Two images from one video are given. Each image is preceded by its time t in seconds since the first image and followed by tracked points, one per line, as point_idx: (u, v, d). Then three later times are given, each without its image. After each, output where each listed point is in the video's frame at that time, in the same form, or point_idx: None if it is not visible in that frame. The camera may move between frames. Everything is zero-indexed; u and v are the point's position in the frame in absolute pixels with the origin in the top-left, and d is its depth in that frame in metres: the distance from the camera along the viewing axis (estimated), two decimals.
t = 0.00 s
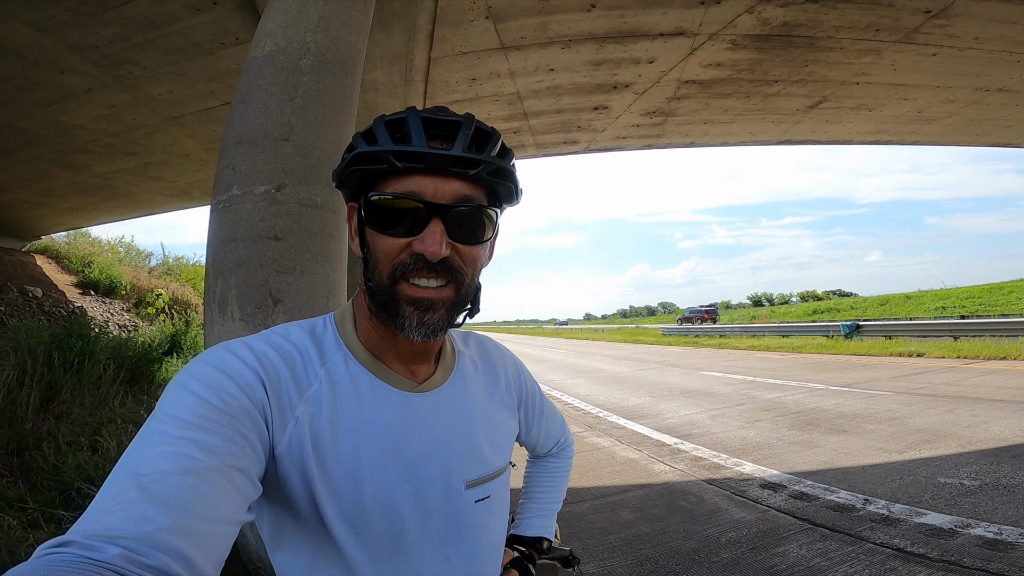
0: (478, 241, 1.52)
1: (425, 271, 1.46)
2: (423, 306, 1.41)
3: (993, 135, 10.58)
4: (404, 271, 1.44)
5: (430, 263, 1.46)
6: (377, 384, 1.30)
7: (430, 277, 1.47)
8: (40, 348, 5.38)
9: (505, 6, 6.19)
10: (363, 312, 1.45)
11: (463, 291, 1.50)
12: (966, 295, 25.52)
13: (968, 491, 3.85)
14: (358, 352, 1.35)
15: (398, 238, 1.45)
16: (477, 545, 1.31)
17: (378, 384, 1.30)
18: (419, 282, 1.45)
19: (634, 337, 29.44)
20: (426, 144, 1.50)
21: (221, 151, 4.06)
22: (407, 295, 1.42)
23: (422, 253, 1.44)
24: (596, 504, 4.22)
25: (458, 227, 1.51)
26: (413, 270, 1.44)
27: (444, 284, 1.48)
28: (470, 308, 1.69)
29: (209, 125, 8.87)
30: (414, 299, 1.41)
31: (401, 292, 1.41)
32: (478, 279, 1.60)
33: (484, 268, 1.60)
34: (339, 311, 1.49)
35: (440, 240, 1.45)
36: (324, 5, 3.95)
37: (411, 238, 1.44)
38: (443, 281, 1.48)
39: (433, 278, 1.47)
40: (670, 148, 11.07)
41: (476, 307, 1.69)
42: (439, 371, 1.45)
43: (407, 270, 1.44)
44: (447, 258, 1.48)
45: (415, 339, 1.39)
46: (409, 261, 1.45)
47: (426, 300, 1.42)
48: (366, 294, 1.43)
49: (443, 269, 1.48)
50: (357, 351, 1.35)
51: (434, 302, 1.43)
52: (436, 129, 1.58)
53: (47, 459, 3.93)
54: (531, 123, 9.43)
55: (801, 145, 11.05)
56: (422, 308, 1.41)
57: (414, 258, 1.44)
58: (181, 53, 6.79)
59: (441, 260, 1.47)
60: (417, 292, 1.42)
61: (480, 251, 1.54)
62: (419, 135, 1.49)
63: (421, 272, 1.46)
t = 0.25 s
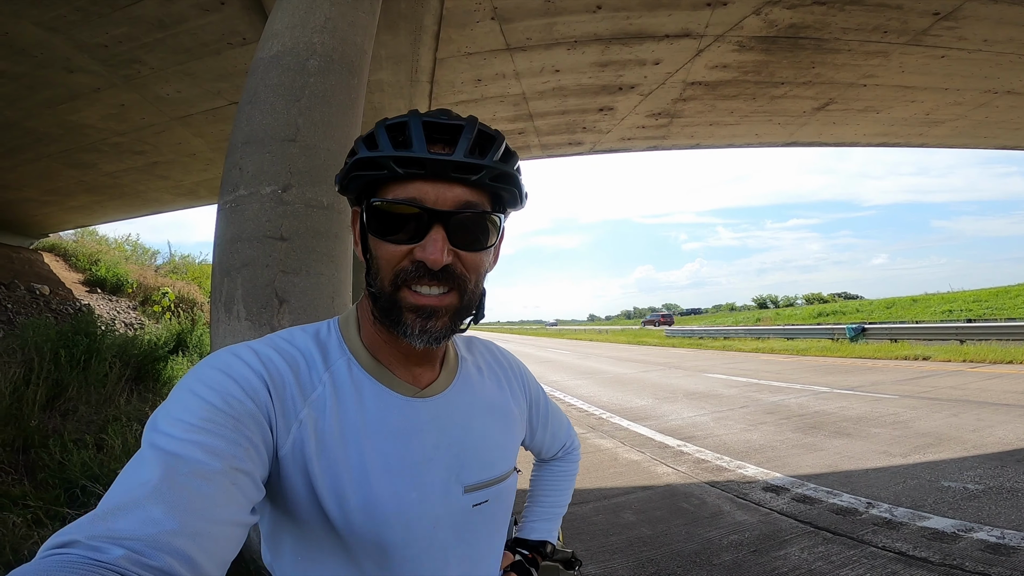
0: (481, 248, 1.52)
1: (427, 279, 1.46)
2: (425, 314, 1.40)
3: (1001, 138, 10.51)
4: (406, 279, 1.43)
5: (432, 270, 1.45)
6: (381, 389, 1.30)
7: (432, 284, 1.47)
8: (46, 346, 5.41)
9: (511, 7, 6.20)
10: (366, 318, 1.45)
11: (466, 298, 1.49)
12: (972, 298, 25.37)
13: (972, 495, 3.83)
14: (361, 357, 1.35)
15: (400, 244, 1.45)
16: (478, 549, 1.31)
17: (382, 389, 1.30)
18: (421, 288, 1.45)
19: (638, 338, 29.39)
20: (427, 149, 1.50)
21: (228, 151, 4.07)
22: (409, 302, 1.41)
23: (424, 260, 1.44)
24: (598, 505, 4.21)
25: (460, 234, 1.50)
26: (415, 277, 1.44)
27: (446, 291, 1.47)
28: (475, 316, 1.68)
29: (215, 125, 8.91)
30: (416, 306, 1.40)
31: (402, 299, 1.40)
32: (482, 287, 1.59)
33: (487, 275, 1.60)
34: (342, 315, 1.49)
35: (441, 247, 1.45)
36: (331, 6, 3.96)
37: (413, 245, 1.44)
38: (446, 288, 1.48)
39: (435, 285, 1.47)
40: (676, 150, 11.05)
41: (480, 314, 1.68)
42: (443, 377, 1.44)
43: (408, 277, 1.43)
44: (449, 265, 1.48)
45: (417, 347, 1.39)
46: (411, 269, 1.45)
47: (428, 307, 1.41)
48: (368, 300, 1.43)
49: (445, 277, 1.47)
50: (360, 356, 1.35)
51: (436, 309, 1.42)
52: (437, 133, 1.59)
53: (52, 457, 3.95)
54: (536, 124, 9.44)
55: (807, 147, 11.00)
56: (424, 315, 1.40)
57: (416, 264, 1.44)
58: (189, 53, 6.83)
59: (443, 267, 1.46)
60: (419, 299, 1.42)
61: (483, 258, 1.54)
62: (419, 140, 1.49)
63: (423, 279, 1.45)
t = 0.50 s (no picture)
0: (482, 248, 1.51)
1: (427, 279, 1.45)
2: (425, 314, 1.40)
3: (1012, 137, 10.40)
4: (406, 279, 1.43)
5: (432, 271, 1.45)
6: (378, 391, 1.31)
7: (432, 285, 1.47)
8: (54, 343, 5.46)
9: (516, 6, 6.19)
10: (367, 319, 1.45)
11: (466, 299, 1.49)
12: (981, 299, 25.15)
13: (978, 497, 3.80)
14: (360, 358, 1.35)
15: (401, 243, 1.45)
16: (472, 550, 1.32)
17: (379, 391, 1.31)
18: (422, 289, 1.45)
19: (643, 338, 29.32)
20: (427, 148, 1.51)
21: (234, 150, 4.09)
22: (409, 303, 1.41)
23: (424, 261, 1.44)
24: (601, 505, 4.21)
25: (461, 234, 1.50)
26: (415, 277, 1.44)
27: (447, 292, 1.47)
28: (476, 316, 1.68)
29: (222, 123, 8.95)
30: (417, 307, 1.40)
31: (402, 299, 1.40)
32: (483, 286, 1.58)
33: (488, 275, 1.59)
34: (342, 315, 1.49)
35: (441, 248, 1.45)
36: (335, 5, 3.97)
37: (413, 245, 1.44)
38: (446, 289, 1.47)
39: (435, 286, 1.46)
40: (682, 149, 11.00)
41: (481, 315, 1.68)
42: (442, 378, 1.44)
43: (408, 278, 1.43)
44: (450, 266, 1.48)
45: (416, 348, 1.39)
46: (411, 269, 1.45)
47: (428, 308, 1.41)
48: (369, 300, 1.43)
49: (446, 278, 1.47)
50: (360, 358, 1.36)
51: (436, 310, 1.42)
52: (437, 131, 1.58)
53: (58, 453, 3.99)
54: (542, 123, 9.42)
55: (815, 147, 10.92)
56: (424, 316, 1.40)
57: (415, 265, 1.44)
58: (196, 52, 6.86)
59: (443, 268, 1.46)
60: (418, 300, 1.41)
61: (484, 258, 1.54)
62: (419, 138, 1.50)
63: (423, 280, 1.45)
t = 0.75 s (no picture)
0: (479, 248, 1.52)
1: (425, 280, 1.45)
2: (424, 315, 1.40)
3: (1011, 135, 10.39)
4: (403, 280, 1.43)
5: (429, 271, 1.45)
6: (376, 390, 1.31)
7: (430, 285, 1.47)
8: (54, 345, 5.47)
9: (513, 6, 6.19)
10: (365, 319, 1.45)
11: (464, 299, 1.49)
12: (981, 297, 25.14)
13: (980, 496, 3.79)
14: (357, 358, 1.35)
15: (398, 244, 1.45)
16: (470, 550, 1.32)
17: (376, 391, 1.31)
18: (419, 290, 1.45)
19: (643, 337, 29.30)
20: (424, 148, 1.51)
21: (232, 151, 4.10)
22: (406, 303, 1.41)
23: (421, 261, 1.44)
24: (601, 505, 4.21)
25: (458, 234, 1.50)
26: (412, 278, 1.44)
27: (445, 292, 1.47)
28: (473, 317, 1.68)
29: (221, 125, 8.95)
30: (415, 307, 1.40)
31: (400, 300, 1.40)
32: (480, 286, 1.59)
33: (486, 276, 1.59)
34: (339, 316, 1.49)
35: (438, 248, 1.45)
36: (332, 6, 3.97)
37: (410, 245, 1.44)
38: (444, 289, 1.47)
39: (433, 286, 1.46)
40: (681, 148, 11.00)
41: (478, 316, 1.68)
42: (439, 378, 1.44)
43: (406, 278, 1.43)
44: (447, 265, 1.48)
45: (413, 348, 1.38)
46: (408, 269, 1.45)
47: (426, 308, 1.41)
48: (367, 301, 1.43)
49: (443, 278, 1.47)
50: (358, 359, 1.35)
51: (433, 311, 1.42)
52: (435, 131, 1.59)
53: (59, 455, 4.00)
54: (540, 123, 9.42)
55: (814, 145, 10.92)
56: (422, 317, 1.40)
57: (412, 265, 1.44)
58: (194, 54, 6.86)
59: (440, 268, 1.46)
60: (416, 300, 1.41)
61: (481, 258, 1.53)
62: (417, 139, 1.50)
63: (421, 280, 1.45)
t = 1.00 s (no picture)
0: (475, 252, 1.51)
1: (420, 284, 1.45)
2: (418, 320, 1.39)
3: (1006, 132, 10.43)
4: (399, 284, 1.43)
5: (424, 276, 1.45)
6: (374, 393, 1.30)
7: (425, 290, 1.46)
8: (48, 344, 5.44)
9: (510, 2, 6.16)
10: (361, 322, 1.44)
11: (459, 303, 1.48)
12: (975, 293, 25.31)
13: (974, 493, 3.82)
14: (354, 361, 1.35)
15: (393, 248, 1.44)
16: (469, 552, 1.32)
17: (375, 393, 1.30)
18: (414, 294, 1.44)
19: (640, 333, 29.36)
20: (419, 151, 1.50)
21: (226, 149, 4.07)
22: (402, 308, 1.40)
23: (416, 265, 1.44)
24: (598, 503, 4.22)
25: (454, 238, 1.49)
26: (407, 283, 1.43)
27: (440, 297, 1.46)
28: (470, 320, 1.67)
29: (216, 122, 8.89)
30: (410, 312, 1.40)
31: (395, 304, 1.39)
32: (476, 290, 1.58)
33: (482, 279, 1.58)
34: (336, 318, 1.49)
35: (433, 253, 1.44)
36: (327, 2, 3.94)
37: (405, 249, 1.44)
38: (440, 294, 1.47)
39: (428, 291, 1.46)
40: (677, 145, 11.00)
41: (475, 319, 1.67)
42: (436, 380, 1.44)
43: (401, 283, 1.43)
44: (442, 269, 1.47)
45: (408, 352, 1.38)
46: (404, 273, 1.44)
47: (421, 313, 1.40)
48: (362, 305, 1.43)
49: (439, 281, 1.47)
50: (355, 361, 1.35)
51: (428, 315, 1.41)
52: (432, 133, 1.58)
53: (55, 455, 3.98)
54: (536, 119, 9.40)
55: (810, 142, 10.94)
56: (416, 321, 1.39)
57: (408, 269, 1.43)
58: (188, 51, 6.81)
59: (435, 272, 1.45)
60: (411, 304, 1.41)
61: (477, 262, 1.53)
62: (413, 142, 1.49)
63: (416, 284, 1.44)
